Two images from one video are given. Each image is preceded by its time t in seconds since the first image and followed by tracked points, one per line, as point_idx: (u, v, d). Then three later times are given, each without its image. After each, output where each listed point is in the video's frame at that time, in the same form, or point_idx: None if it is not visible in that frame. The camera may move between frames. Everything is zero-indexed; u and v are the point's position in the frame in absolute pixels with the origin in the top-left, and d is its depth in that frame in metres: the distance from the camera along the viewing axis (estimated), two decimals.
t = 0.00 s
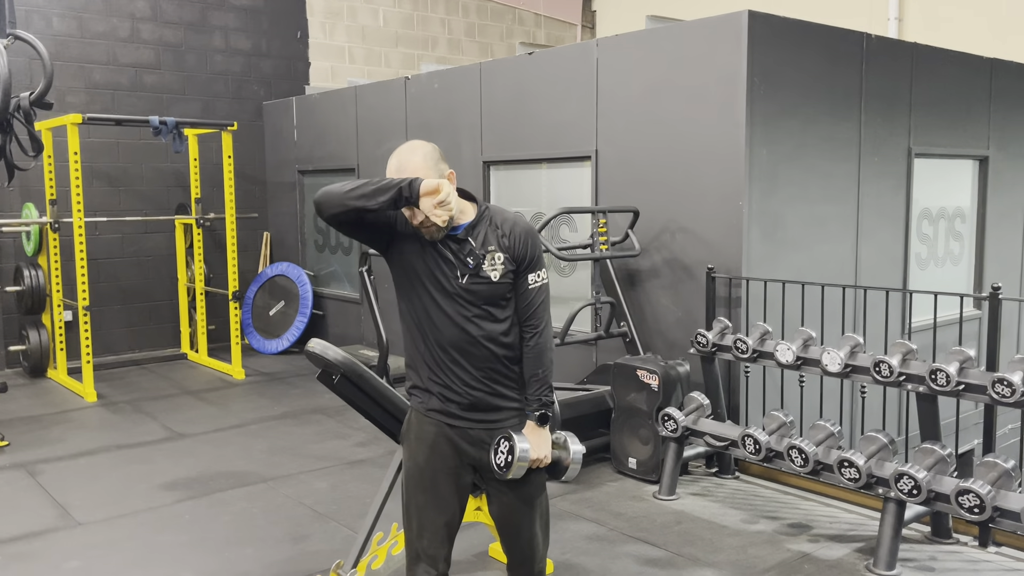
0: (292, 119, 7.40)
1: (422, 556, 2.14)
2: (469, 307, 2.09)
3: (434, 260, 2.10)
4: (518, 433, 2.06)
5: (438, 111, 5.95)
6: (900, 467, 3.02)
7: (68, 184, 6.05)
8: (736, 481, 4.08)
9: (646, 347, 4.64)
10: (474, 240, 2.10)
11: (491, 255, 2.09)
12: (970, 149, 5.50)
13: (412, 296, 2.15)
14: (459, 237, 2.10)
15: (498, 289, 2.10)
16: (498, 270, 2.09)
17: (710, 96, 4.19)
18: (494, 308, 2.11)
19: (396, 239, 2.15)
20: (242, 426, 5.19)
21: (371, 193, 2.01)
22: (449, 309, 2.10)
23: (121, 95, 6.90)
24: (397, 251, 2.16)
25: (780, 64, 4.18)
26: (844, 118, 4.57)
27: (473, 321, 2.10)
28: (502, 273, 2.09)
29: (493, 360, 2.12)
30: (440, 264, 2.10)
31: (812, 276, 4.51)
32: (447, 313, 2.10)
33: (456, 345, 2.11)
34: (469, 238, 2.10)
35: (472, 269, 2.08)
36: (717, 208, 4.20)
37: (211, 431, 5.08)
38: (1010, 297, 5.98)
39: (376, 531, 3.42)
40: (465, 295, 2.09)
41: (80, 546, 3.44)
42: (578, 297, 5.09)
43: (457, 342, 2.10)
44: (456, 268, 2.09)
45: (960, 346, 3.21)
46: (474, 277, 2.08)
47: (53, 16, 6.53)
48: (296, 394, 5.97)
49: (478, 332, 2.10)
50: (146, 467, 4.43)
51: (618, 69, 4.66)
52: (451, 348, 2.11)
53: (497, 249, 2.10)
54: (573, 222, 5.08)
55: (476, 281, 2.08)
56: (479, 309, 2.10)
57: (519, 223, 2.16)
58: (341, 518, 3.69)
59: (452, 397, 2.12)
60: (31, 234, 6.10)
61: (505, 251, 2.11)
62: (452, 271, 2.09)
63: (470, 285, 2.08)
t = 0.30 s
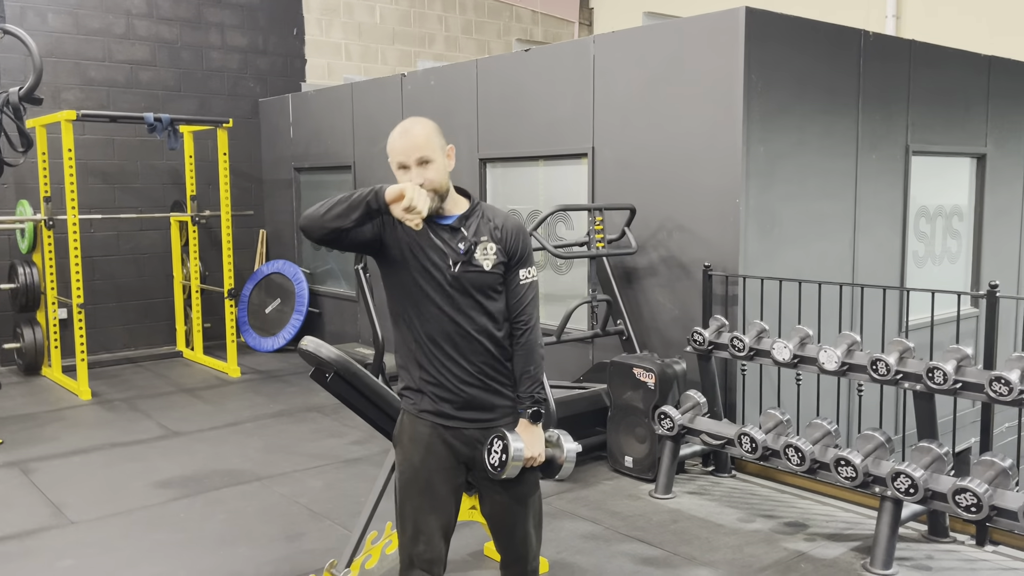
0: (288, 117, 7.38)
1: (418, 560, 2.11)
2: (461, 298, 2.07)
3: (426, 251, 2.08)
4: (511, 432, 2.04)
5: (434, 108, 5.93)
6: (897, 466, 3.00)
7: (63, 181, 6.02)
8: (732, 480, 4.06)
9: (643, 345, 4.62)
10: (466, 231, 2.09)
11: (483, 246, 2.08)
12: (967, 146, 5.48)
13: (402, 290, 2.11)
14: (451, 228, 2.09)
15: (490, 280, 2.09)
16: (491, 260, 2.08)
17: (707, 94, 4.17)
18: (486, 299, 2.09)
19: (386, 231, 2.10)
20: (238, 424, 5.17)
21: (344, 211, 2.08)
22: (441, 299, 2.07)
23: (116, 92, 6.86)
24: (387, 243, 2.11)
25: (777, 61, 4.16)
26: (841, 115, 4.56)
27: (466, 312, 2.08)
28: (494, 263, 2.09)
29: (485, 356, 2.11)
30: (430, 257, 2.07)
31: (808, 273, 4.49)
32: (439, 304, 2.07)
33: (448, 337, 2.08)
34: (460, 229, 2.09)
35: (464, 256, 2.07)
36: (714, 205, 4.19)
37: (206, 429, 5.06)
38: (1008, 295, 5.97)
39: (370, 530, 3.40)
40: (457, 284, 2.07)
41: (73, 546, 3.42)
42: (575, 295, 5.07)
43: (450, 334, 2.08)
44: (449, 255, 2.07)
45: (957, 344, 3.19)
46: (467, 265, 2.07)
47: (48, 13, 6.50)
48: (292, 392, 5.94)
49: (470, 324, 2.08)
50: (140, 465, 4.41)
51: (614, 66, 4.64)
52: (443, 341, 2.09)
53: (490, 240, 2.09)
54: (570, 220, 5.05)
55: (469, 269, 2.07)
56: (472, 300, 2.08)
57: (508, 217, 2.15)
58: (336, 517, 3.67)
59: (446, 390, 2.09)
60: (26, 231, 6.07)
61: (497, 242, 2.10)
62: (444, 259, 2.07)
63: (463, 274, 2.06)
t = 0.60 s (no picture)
0: (283, 115, 7.31)
1: (414, 566, 2.06)
2: (459, 296, 2.02)
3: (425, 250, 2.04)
4: (508, 435, 1.99)
5: (431, 106, 5.87)
6: (902, 468, 2.96)
7: (55, 180, 5.95)
8: (733, 482, 4.02)
9: (642, 346, 4.58)
10: (465, 229, 2.04)
11: (484, 245, 2.03)
12: (968, 145, 5.44)
13: (398, 287, 2.06)
14: (451, 225, 2.04)
15: (489, 280, 2.03)
16: (491, 259, 2.03)
17: (708, 92, 4.12)
18: (485, 298, 2.04)
19: (383, 224, 2.08)
20: (232, 425, 5.11)
21: (345, 174, 1.95)
22: (439, 298, 2.02)
23: (109, 90, 6.80)
24: (384, 239, 2.08)
25: (778, 58, 4.12)
26: (842, 113, 4.52)
27: (464, 311, 2.03)
28: (494, 263, 2.04)
29: (482, 357, 2.06)
30: (429, 253, 2.03)
31: (809, 273, 4.45)
32: (436, 302, 2.02)
33: (445, 334, 2.02)
34: (460, 227, 2.04)
35: (464, 255, 2.02)
36: (715, 204, 4.14)
37: (200, 430, 5.00)
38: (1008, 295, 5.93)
39: (366, 534, 3.34)
40: (455, 283, 2.01)
41: (64, 550, 3.36)
42: (573, 295, 5.02)
43: (447, 334, 2.02)
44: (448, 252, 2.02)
45: (962, 344, 3.15)
46: (467, 264, 2.02)
47: (39, 10, 6.43)
48: (286, 393, 5.88)
49: (468, 323, 2.03)
50: (133, 467, 4.35)
51: (613, 64, 4.59)
52: (439, 339, 2.03)
53: (489, 239, 2.04)
54: (568, 219, 5.01)
55: (469, 268, 2.02)
56: (469, 299, 2.03)
57: (507, 216, 2.10)
58: (332, 520, 3.62)
59: (443, 389, 2.04)
60: (17, 230, 6.00)
61: (497, 242, 2.05)
62: (444, 257, 2.02)
63: (462, 273, 2.01)
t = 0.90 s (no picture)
0: (277, 115, 7.23)
1: None
2: (455, 314, 1.95)
3: (421, 265, 1.96)
4: (511, 447, 1.92)
5: (428, 107, 5.81)
6: (911, 476, 2.91)
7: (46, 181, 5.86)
8: (736, 488, 3.97)
9: (642, 350, 4.52)
10: (460, 245, 1.96)
11: (480, 261, 1.95)
12: (968, 147, 5.41)
13: (395, 300, 2.01)
14: (444, 242, 1.96)
15: (488, 297, 1.96)
16: (487, 276, 1.95)
17: (710, 93, 4.07)
18: (482, 315, 1.97)
19: (376, 238, 2.03)
20: (226, 431, 5.03)
21: (337, 176, 1.89)
22: (436, 314, 1.96)
23: (101, 90, 6.70)
24: (377, 250, 2.03)
25: (781, 59, 4.07)
26: (844, 115, 4.47)
27: (463, 322, 1.96)
28: (491, 280, 1.96)
29: (483, 368, 1.99)
30: (425, 266, 1.96)
31: (811, 276, 4.40)
32: (433, 318, 1.96)
33: (445, 346, 1.96)
34: (454, 243, 1.96)
35: (459, 275, 1.94)
36: (717, 206, 4.09)
37: (193, 436, 4.92)
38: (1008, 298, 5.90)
39: (365, 543, 3.27)
40: (451, 302, 1.95)
41: (55, 560, 3.28)
42: (572, 298, 4.96)
43: (446, 345, 1.96)
44: (443, 273, 1.95)
45: (970, 350, 3.11)
46: (461, 283, 1.94)
47: (30, 9, 6.33)
48: (281, 397, 5.81)
49: (467, 338, 1.96)
50: (125, 474, 4.27)
51: (613, 64, 4.54)
52: (438, 354, 1.97)
53: (486, 253, 1.96)
54: (567, 221, 4.95)
55: (464, 287, 1.94)
56: (466, 317, 1.96)
57: (505, 223, 2.02)
58: (329, 528, 3.55)
59: (443, 404, 1.98)
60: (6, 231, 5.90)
61: (493, 254, 1.97)
62: (438, 276, 1.95)
63: (457, 292, 1.94)
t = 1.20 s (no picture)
0: (275, 116, 7.17)
1: None
2: (470, 317, 1.88)
3: (433, 266, 1.88)
4: (523, 456, 1.88)
5: (427, 108, 5.75)
6: (924, 483, 2.87)
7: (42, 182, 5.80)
8: (741, 494, 3.92)
9: (646, 353, 4.48)
10: (475, 244, 1.91)
11: (496, 260, 1.91)
12: (972, 149, 5.37)
13: (401, 315, 1.90)
14: (460, 239, 1.91)
15: (503, 297, 1.91)
16: (504, 274, 1.91)
17: (715, 93, 4.03)
18: (498, 316, 1.91)
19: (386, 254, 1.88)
20: (224, 435, 4.97)
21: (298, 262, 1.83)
22: (449, 323, 1.87)
23: (97, 90, 6.64)
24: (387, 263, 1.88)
25: (786, 60, 4.03)
26: (849, 116, 4.43)
27: (478, 329, 1.89)
28: (506, 279, 1.92)
29: (497, 376, 1.93)
30: (438, 270, 1.87)
31: (816, 279, 4.36)
32: (447, 325, 1.87)
33: (460, 355, 1.89)
34: (469, 241, 1.91)
35: (477, 273, 1.88)
36: (722, 208, 4.05)
37: (191, 440, 4.86)
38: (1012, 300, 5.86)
39: (367, 551, 3.22)
40: (468, 303, 1.88)
41: (51, 569, 3.22)
42: (575, 301, 4.92)
43: (461, 354, 1.89)
44: (459, 269, 1.88)
45: (981, 355, 3.07)
46: (479, 283, 1.88)
47: (25, 8, 6.26)
48: (279, 400, 5.75)
49: (482, 343, 1.89)
50: (122, 480, 4.21)
51: (616, 65, 4.49)
52: (451, 364, 1.89)
53: (501, 252, 1.92)
54: (569, 223, 4.90)
55: (481, 286, 1.89)
56: (482, 318, 1.89)
57: (516, 225, 1.99)
58: (330, 536, 3.49)
59: (456, 416, 1.91)
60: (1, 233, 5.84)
61: (509, 254, 1.93)
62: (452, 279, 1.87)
63: (475, 292, 1.88)
